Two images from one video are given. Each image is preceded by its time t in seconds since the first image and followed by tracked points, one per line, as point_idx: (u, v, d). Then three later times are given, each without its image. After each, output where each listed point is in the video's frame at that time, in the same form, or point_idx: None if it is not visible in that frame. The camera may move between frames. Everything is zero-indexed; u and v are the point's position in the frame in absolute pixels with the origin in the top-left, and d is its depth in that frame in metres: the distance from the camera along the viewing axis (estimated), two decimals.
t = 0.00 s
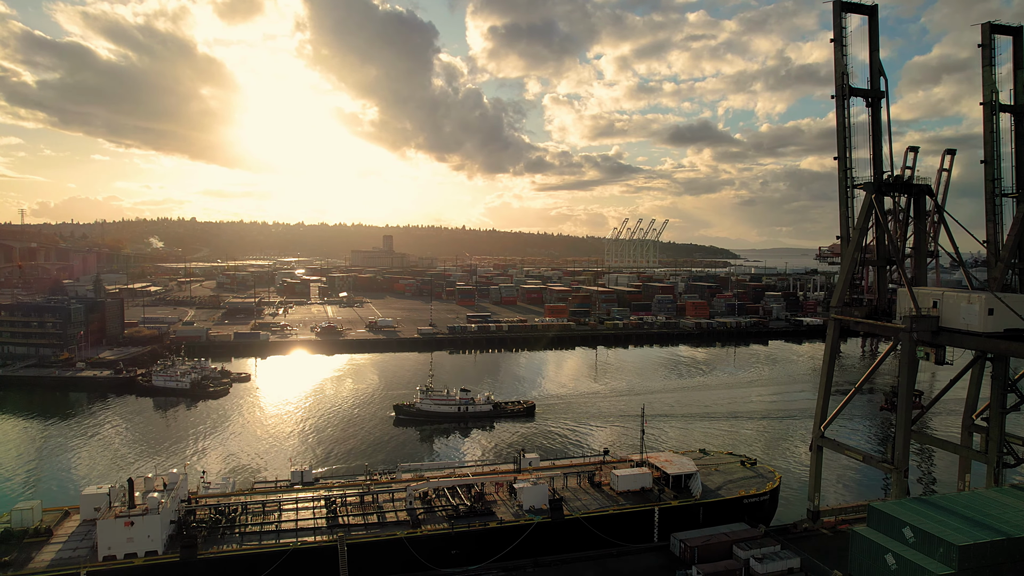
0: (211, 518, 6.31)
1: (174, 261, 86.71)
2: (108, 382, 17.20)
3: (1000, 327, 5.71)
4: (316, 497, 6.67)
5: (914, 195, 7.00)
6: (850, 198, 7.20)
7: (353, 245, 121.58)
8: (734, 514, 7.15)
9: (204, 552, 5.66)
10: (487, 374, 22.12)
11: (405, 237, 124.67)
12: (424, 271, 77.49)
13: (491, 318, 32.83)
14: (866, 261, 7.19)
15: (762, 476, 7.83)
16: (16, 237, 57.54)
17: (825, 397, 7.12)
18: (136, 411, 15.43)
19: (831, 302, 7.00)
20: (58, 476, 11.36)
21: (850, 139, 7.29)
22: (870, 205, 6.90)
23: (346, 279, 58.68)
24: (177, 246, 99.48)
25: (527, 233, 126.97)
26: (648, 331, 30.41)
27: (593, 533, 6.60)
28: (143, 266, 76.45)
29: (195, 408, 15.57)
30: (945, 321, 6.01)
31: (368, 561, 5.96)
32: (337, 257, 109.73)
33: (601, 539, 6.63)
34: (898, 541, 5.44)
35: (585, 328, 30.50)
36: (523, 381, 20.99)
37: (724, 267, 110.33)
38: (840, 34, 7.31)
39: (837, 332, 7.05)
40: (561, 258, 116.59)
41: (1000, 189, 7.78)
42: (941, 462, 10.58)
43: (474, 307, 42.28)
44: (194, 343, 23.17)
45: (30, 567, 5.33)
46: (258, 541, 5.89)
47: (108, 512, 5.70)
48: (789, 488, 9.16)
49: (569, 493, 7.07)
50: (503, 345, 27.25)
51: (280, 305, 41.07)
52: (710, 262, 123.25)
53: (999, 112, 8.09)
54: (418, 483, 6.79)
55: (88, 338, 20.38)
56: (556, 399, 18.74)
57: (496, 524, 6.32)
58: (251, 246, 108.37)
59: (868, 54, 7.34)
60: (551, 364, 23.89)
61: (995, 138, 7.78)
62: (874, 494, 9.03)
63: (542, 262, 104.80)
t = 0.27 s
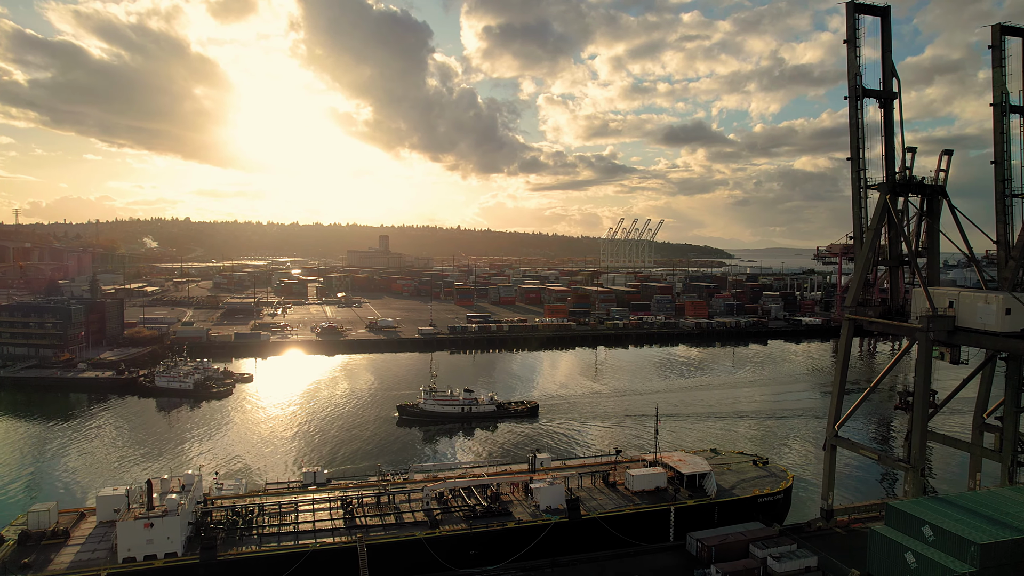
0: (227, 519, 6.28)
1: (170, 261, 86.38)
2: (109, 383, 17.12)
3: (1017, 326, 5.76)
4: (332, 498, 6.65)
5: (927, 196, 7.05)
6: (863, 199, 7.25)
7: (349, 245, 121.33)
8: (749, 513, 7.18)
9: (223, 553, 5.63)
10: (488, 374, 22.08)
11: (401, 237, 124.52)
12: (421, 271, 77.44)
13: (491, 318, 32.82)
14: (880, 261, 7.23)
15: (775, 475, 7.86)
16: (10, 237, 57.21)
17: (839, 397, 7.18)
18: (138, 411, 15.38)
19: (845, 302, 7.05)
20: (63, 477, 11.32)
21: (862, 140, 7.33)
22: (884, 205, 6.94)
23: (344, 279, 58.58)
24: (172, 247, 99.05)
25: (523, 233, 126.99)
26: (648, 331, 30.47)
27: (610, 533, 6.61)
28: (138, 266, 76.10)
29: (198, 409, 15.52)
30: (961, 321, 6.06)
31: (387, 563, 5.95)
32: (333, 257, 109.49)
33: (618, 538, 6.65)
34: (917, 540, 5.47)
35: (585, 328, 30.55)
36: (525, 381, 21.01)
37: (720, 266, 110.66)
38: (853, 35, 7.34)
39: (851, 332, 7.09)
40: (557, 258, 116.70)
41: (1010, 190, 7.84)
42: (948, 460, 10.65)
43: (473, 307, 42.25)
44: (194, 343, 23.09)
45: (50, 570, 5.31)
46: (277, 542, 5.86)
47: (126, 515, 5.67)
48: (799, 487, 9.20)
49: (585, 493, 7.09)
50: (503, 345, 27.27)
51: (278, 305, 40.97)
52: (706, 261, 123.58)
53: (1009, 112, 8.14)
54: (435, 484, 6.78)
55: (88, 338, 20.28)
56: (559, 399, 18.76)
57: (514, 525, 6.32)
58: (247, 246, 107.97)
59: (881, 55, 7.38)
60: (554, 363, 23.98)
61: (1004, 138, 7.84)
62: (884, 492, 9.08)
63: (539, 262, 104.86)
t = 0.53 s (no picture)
0: (244, 519, 6.26)
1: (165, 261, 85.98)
2: (111, 384, 17.03)
3: None
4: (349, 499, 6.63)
5: (940, 196, 7.11)
6: (876, 199, 7.30)
7: (345, 245, 121.05)
8: (763, 512, 7.22)
9: (243, 555, 5.60)
10: (490, 374, 22.06)
11: (398, 237, 124.34)
12: (418, 271, 77.34)
13: (491, 318, 32.81)
14: (892, 261, 7.28)
15: (787, 474, 7.90)
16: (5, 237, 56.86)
17: (853, 396, 7.22)
18: (142, 412, 15.33)
19: (859, 301, 7.09)
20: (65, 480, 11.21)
21: (875, 140, 7.38)
22: (898, 206, 6.99)
23: (341, 279, 58.47)
24: (167, 247, 98.56)
25: (520, 233, 126.98)
26: (648, 331, 30.51)
27: (627, 532, 6.63)
28: (133, 266, 75.75)
29: (202, 410, 15.48)
30: (977, 321, 6.10)
31: (406, 563, 5.93)
32: (330, 257, 109.23)
33: (634, 538, 6.67)
34: (937, 538, 5.50)
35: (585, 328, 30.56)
36: (528, 381, 20.99)
37: (717, 267, 110.92)
38: (866, 36, 7.39)
39: (865, 332, 7.13)
40: (554, 258, 116.78)
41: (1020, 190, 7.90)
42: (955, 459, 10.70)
43: (473, 307, 42.22)
44: (195, 343, 23.01)
45: (70, 571, 5.29)
46: (296, 543, 5.83)
47: (145, 516, 5.64)
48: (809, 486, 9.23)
49: (601, 493, 7.10)
50: (505, 345, 27.26)
51: (277, 305, 40.85)
52: (702, 261, 123.78)
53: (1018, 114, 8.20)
54: (451, 485, 6.77)
55: (88, 339, 20.18)
56: (562, 399, 18.77)
57: (532, 525, 6.32)
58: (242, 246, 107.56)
59: (894, 57, 7.44)
60: (556, 364, 23.99)
61: (1014, 139, 7.91)
62: (894, 491, 9.11)
63: (536, 262, 104.86)
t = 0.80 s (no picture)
0: (261, 520, 6.21)
1: (161, 262, 85.66)
2: (114, 385, 16.97)
3: None
4: (366, 499, 6.60)
5: (953, 196, 7.15)
6: (888, 200, 7.34)
7: (342, 245, 120.79)
8: (777, 510, 7.26)
9: (263, 556, 5.59)
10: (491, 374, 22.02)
11: (394, 237, 124.15)
12: (415, 271, 77.29)
13: (491, 319, 32.80)
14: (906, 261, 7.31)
15: (799, 473, 7.93)
16: None
17: (866, 396, 7.27)
18: (147, 413, 15.30)
19: (873, 301, 7.13)
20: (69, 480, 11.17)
21: (887, 141, 7.41)
22: (911, 207, 7.03)
23: (339, 279, 58.37)
24: (161, 247, 98.11)
25: (517, 234, 126.99)
26: (649, 331, 30.55)
27: (644, 531, 6.65)
28: (129, 266, 75.43)
29: (207, 411, 15.45)
30: (992, 320, 6.14)
31: (425, 564, 5.92)
32: (327, 257, 108.98)
33: (651, 537, 6.68)
34: (956, 538, 5.54)
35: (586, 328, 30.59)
36: (531, 381, 20.98)
37: (713, 267, 111.17)
38: (879, 37, 7.41)
39: (878, 331, 7.18)
40: (551, 258, 116.86)
41: None
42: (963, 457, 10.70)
43: (472, 307, 42.19)
44: (196, 344, 22.93)
45: (91, 573, 5.29)
46: (316, 544, 5.81)
47: (166, 518, 5.63)
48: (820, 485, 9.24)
49: (617, 493, 7.11)
50: (507, 345, 27.28)
51: (275, 305, 40.75)
52: (699, 261, 124.10)
53: None
54: (469, 485, 6.75)
55: (89, 339, 20.09)
56: (566, 399, 18.77)
57: (550, 525, 6.33)
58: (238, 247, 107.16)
59: (906, 58, 7.47)
60: (558, 364, 24.00)
61: None
62: (904, 489, 9.12)
63: (533, 262, 104.88)
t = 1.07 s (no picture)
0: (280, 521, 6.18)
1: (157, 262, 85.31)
2: (117, 385, 16.91)
3: None
4: (384, 500, 6.59)
5: (966, 197, 7.19)
6: (902, 200, 7.39)
7: (338, 245, 120.53)
8: (792, 509, 7.29)
9: (285, 557, 5.56)
10: (494, 374, 22.00)
11: (391, 237, 123.95)
12: (412, 271, 77.18)
13: (492, 319, 32.81)
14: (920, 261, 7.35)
15: (812, 472, 7.97)
16: None
17: (880, 395, 7.33)
18: (151, 413, 15.26)
19: (887, 301, 7.16)
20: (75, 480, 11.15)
21: (901, 141, 7.44)
22: (926, 207, 7.07)
23: (337, 279, 58.26)
24: (157, 247, 97.72)
25: (514, 234, 126.95)
26: (649, 331, 30.58)
27: (661, 531, 6.67)
28: (124, 266, 75.06)
29: (211, 412, 15.42)
30: (1009, 320, 6.18)
31: (446, 564, 5.92)
32: (323, 257, 108.81)
33: (668, 537, 6.70)
34: (977, 537, 5.56)
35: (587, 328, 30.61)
36: (534, 382, 20.98)
37: (710, 267, 111.39)
38: (892, 38, 7.43)
39: (892, 331, 7.22)
40: (548, 258, 116.92)
41: None
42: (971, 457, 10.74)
43: (472, 307, 42.16)
44: (197, 344, 22.85)
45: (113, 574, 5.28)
46: (337, 545, 5.79)
47: (186, 520, 5.60)
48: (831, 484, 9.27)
49: (633, 492, 7.13)
50: (508, 345, 27.28)
51: (274, 305, 40.63)
52: (696, 261, 124.37)
53: None
54: (487, 485, 6.74)
55: (90, 340, 20.00)
56: (570, 399, 18.78)
57: (569, 525, 6.34)
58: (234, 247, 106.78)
59: (918, 59, 7.52)
60: (560, 364, 24.04)
61: None
62: (914, 488, 9.17)
63: (531, 262, 104.89)
